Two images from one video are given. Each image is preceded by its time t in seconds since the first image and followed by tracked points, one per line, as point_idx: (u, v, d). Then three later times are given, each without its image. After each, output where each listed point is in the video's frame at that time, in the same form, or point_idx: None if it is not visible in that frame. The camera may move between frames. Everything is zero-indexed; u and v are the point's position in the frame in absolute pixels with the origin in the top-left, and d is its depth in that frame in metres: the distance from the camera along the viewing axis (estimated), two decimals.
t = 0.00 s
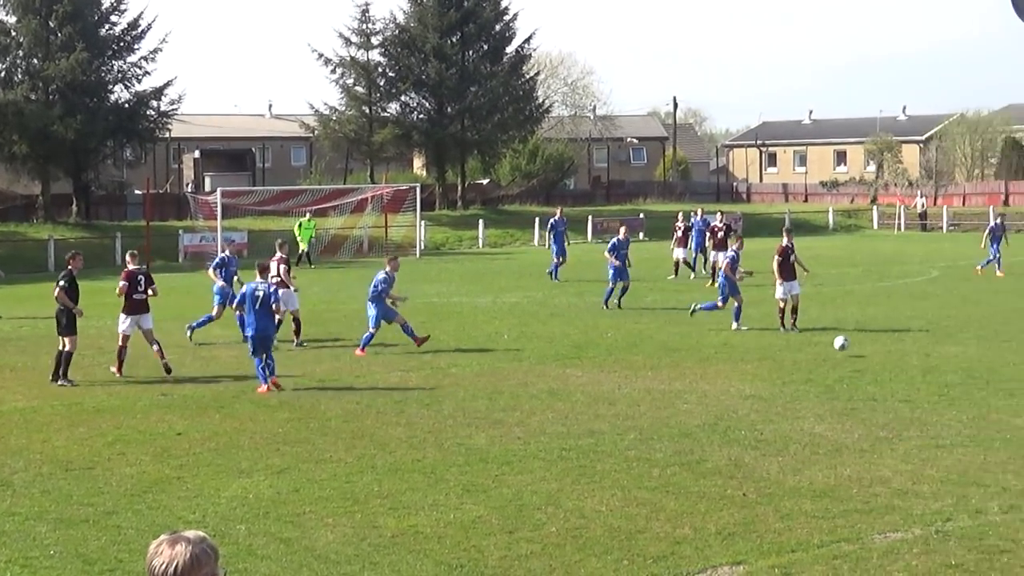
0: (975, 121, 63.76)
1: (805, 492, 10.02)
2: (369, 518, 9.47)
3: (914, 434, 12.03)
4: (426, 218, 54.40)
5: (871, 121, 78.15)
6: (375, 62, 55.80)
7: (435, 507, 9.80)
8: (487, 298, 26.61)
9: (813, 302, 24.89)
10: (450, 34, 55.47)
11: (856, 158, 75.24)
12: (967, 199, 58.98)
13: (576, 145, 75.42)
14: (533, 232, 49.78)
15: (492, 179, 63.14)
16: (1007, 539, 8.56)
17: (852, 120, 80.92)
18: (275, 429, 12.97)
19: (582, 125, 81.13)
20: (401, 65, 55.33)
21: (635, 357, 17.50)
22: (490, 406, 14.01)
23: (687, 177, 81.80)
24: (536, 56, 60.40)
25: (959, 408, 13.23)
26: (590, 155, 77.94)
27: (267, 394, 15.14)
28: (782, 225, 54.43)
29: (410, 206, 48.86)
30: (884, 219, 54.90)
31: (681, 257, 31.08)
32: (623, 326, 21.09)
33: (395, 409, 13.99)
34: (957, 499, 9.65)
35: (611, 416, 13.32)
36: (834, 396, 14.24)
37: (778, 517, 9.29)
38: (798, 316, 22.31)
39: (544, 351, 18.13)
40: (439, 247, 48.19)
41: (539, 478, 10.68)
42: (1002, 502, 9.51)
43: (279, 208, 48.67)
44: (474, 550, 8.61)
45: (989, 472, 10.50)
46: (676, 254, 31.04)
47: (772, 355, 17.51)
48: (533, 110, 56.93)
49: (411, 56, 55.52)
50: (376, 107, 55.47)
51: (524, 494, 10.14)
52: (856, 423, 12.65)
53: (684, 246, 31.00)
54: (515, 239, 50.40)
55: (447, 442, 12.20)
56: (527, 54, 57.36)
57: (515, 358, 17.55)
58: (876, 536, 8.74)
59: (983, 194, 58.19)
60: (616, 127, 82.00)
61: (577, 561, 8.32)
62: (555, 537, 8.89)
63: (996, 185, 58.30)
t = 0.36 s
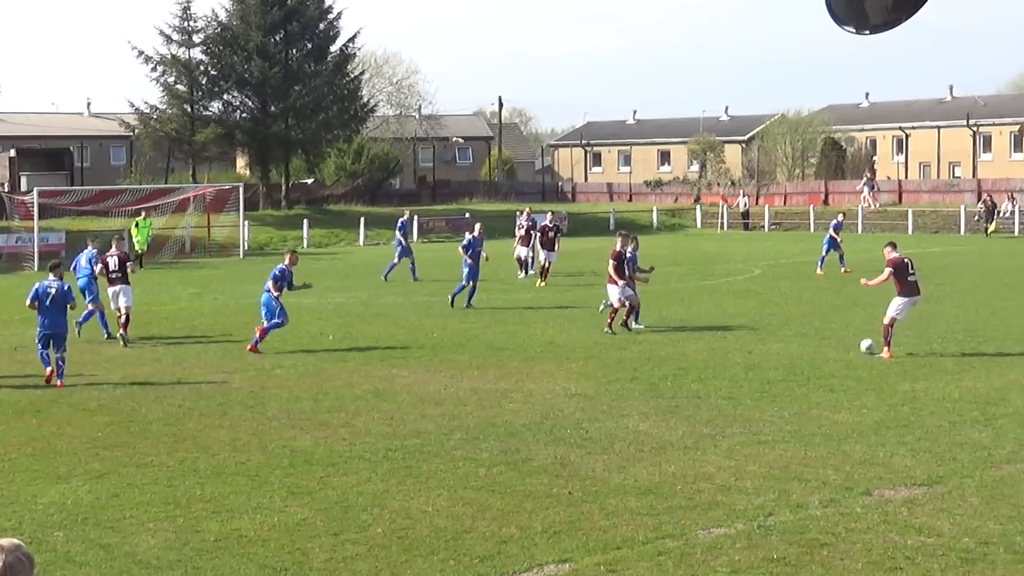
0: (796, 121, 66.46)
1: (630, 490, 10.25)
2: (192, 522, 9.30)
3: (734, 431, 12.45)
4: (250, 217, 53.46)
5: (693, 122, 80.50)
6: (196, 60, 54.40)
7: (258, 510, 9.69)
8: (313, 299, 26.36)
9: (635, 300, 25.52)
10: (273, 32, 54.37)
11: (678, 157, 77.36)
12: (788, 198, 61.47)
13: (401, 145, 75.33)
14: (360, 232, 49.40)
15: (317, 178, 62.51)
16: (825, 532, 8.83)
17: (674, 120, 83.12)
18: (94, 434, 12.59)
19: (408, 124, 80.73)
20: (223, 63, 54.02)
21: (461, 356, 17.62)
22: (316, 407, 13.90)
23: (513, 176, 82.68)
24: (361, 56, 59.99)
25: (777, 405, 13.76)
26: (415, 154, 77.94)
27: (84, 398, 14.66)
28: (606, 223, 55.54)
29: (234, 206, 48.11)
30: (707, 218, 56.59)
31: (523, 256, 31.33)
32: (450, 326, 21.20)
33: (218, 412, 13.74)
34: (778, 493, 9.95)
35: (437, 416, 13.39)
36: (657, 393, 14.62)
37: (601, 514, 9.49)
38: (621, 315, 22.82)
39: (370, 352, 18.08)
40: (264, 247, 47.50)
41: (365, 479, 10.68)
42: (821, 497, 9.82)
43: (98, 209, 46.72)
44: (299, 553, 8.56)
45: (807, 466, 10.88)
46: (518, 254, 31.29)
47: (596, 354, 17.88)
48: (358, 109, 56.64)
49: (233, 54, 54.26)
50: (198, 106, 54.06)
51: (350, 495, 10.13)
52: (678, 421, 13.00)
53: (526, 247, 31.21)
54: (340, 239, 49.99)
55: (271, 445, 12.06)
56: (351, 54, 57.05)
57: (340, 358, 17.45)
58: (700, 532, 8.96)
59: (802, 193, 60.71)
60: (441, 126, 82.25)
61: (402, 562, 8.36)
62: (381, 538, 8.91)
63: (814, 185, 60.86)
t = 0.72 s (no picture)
0: (635, 125, 68.02)
1: (473, 494, 10.43)
2: (28, 531, 9.14)
3: (576, 433, 12.80)
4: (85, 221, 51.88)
5: (534, 127, 81.51)
6: (30, 62, 52.31)
7: (98, 517, 9.58)
8: (152, 303, 25.88)
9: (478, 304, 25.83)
10: (111, 35, 52.56)
11: (519, 161, 78.22)
12: (628, 201, 62.89)
13: (240, 148, 74.16)
14: (200, 237, 48.46)
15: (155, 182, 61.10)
16: (667, 534, 8.99)
17: (516, 125, 84.00)
18: None
19: (248, 126, 79.48)
20: (58, 66, 51.82)
21: (304, 361, 17.61)
22: (155, 413, 13.73)
23: (354, 179, 82.26)
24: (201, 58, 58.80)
25: (619, 407, 14.19)
26: (255, 157, 76.78)
27: None
28: (449, 226, 55.85)
29: (71, 210, 46.10)
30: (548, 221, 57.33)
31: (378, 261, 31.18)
32: (293, 330, 21.13)
33: (54, 418, 13.45)
34: (621, 496, 10.19)
35: (280, 421, 13.39)
36: (500, 397, 14.91)
37: (445, 518, 9.64)
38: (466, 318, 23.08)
39: (211, 356, 17.90)
40: (100, 251, 46.19)
41: (207, 485, 10.64)
42: (663, 499, 10.07)
43: None
44: (140, 561, 8.51)
45: (649, 469, 11.19)
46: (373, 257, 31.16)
47: (440, 357, 18.09)
48: (197, 113, 54.73)
49: (70, 57, 52.13)
50: (33, 109, 51.94)
51: (192, 501, 10.09)
52: (521, 424, 13.29)
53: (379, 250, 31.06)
54: (180, 243, 48.97)
55: (110, 451, 11.89)
56: (191, 58, 55.37)
57: (181, 363, 17.23)
58: (543, 535, 9.10)
59: (642, 197, 62.05)
60: (281, 129, 81.18)
61: (245, 569, 8.39)
62: (222, 544, 8.92)
63: (653, 189, 62.36)
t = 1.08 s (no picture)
0: (545, 127, 68.43)
1: (384, 495, 10.57)
2: None
3: (488, 435, 13.00)
4: None
5: (444, 129, 81.56)
6: None
7: (5, 522, 9.52)
8: (58, 306, 25.49)
9: (390, 306, 25.89)
10: (17, 35, 51.34)
11: (430, 163, 78.23)
12: (537, 203, 63.39)
13: (147, 151, 73.05)
14: (108, 238, 47.66)
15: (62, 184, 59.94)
16: (579, 535, 9.21)
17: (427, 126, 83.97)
18: None
19: (155, 128, 78.22)
20: None
21: (213, 364, 17.55)
22: (64, 416, 13.61)
23: (264, 181, 81.46)
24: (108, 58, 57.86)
25: (530, 408, 14.41)
26: (164, 159, 75.60)
27: None
28: (359, 228, 55.70)
29: None
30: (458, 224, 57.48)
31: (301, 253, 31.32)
32: (203, 333, 21.01)
33: None
34: (532, 497, 10.40)
35: (190, 424, 13.37)
36: (411, 399, 15.05)
37: (355, 520, 9.75)
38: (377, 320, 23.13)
39: (119, 359, 17.75)
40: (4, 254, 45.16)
41: (116, 489, 10.62)
42: (573, 500, 10.30)
43: None
44: (49, 565, 8.50)
45: (560, 471, 11.43)
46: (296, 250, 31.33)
47: (351, 360, 18.16)
48: (106, 114, 53.39)
49: None
50: None
51: (100, 505, 10.07)
52: (432, 426, 13.45)
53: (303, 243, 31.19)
54: (87, 245, 48.11)
55: (17, 455, 11.77)
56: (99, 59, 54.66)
57: (89, 366, 17.06)
58: (455, 536, 9.26)
59: (551, 199, 62.51)
60: (190, 132, 79.97)
61: (156, 572, 8.42)
62: (132, 548, 8.94)
63: (562, 191, 62.88)
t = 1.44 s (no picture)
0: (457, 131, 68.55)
1: (297, 502, 10.64)
2: None
3: (402, 440, 13.12)
4: None
5: (356, 133, 81.23)
6: None
7: None
8: None
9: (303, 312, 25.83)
10: None
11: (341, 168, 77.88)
12: (449, 208, 63.56)
13: (54, 158, 71.54)
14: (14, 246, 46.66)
15: None
16: (492, 539, 9.40)
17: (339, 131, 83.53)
18: None
19: (63, 134, 76.67)
20: None
21: (124, 371, 17.39)
22: None
23: (174, 187, 80.31)
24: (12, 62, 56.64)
25: (444, 413, 14.56)
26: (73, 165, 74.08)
27: None
28: (270, 234, 55.30)
29: None
30: (370, 229, 57.37)
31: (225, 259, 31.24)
32: (112, 340, 20.79)
33: None
34: (445, 502, 10.56)
35: (100, 432, 13.28)
36: (324, 405, 15.10)
37: (268, 527, 9.82)
38: (292, 326, 23.06)
39: (27, 367, 17.50)
40: None
41: (25, 499, 10.54)
42: (487, 504, 10.48)
43: None
44: None
45: (473, 475, 11.60)
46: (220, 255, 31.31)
47: (264, 366, 18.13)
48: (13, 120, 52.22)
49: None
50: None
51: (8, 516, 10.00)
52: (346, 432, 13.53)
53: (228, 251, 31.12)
54: None
55: None
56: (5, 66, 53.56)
57: None
58: (368, 543, 9.39)
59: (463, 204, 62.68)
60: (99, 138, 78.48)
61: None
62: (42, 558, 8.92)
63: (475, 196, 63.07)
